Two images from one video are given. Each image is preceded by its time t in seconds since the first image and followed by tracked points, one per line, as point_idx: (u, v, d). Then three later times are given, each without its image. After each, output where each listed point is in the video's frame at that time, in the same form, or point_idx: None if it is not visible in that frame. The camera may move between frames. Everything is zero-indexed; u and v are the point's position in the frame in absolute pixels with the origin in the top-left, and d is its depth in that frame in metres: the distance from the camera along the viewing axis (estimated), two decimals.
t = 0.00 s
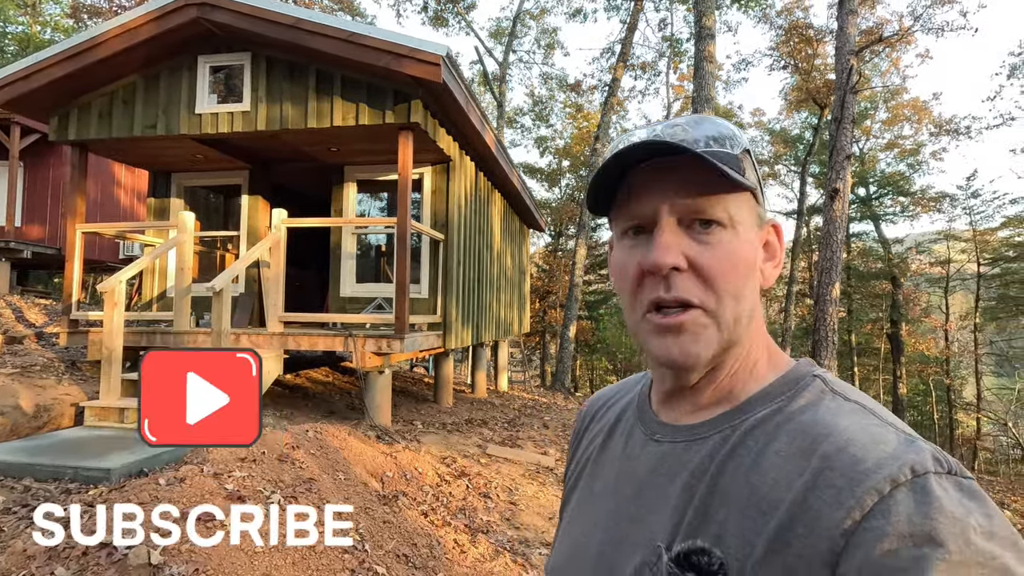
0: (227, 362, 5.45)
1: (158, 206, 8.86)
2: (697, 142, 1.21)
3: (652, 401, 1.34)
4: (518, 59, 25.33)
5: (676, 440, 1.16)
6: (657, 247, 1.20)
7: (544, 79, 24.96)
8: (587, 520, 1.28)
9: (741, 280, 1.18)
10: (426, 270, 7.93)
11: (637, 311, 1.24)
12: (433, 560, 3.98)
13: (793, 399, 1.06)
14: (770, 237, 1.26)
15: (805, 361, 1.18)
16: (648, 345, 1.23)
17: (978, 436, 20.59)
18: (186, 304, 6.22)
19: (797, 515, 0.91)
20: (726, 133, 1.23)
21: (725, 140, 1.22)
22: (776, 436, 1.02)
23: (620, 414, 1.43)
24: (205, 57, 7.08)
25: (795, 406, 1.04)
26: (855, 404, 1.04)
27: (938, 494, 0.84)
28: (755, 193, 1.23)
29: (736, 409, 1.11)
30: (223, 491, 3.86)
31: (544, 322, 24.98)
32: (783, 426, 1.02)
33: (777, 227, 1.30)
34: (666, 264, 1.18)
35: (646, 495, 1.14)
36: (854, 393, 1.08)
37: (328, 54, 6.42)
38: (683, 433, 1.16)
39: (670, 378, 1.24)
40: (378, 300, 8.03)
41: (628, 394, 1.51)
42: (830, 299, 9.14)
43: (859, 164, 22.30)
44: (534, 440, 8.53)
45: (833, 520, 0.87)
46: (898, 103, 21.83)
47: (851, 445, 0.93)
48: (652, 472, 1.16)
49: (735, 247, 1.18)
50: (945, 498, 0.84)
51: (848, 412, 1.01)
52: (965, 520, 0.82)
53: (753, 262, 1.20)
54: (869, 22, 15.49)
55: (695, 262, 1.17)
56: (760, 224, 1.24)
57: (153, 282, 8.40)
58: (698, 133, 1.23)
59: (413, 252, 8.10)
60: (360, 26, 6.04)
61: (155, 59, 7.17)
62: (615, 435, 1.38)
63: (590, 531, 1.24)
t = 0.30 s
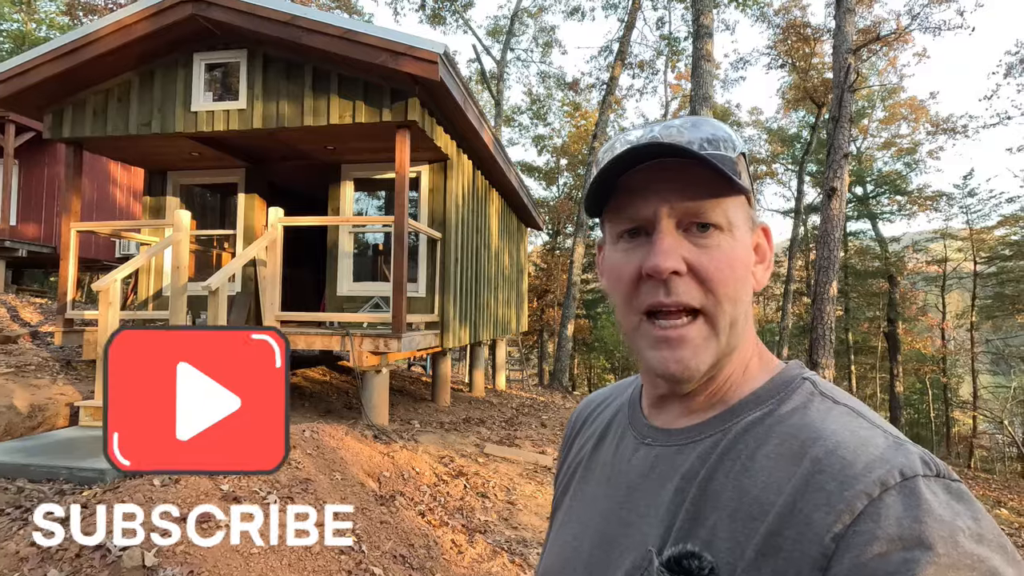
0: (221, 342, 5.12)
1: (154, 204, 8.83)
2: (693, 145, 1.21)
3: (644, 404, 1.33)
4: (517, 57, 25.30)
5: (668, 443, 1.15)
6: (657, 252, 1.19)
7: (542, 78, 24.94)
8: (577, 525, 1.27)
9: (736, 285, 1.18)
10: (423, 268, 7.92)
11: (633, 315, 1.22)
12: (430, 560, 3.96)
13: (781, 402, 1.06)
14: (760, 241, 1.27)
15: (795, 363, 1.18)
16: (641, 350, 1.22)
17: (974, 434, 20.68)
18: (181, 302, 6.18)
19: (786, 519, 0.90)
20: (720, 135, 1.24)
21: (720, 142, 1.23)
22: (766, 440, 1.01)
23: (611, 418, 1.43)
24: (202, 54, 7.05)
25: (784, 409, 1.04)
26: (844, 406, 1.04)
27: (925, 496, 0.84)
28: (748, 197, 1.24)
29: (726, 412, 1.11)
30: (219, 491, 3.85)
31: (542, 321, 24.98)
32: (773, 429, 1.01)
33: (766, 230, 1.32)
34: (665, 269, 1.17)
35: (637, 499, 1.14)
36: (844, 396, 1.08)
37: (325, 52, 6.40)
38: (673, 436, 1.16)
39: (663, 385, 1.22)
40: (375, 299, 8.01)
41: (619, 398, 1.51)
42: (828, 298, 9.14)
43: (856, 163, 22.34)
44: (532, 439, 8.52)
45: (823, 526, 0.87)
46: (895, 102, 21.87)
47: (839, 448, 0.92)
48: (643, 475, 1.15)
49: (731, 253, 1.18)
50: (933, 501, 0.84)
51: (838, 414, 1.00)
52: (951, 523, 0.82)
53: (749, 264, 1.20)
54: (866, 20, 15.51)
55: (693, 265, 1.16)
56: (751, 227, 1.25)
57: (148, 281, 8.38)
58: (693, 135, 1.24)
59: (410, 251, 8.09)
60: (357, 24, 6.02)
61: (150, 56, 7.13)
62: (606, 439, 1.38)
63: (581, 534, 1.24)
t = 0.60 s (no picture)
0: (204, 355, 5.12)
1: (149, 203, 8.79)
2: (686, 147, 1.21)
3: (637, 410, 1.32)
4: (514, 55, 25.25)
5: (662, 449, 1.14)
6: (650, 253, 1.18)
7: (539, 76, 24.90)
8: (571, 531, 1.26)
9: (729, 287, 1.17)
10: (420, 267, 7.90)
11: (625, 316, 1.21)
12: (427, 561, 3.96)
13: (776, 407, 1.05)
14: (754, 244, 1.26)
15: (790, 368, 1.17)
16: (634, 353, 1.20)
17: (970, 432, 20.76)
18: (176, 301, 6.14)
19: (780, 526, 0.90)
20: (714, 139, 1.23)
21: (713, 145, 1.22)
22: (760, 446, 1.00)
23: (606, 423, 1.42)
24: (197, 52, 7.01)
25: (778, 414, 1.03)
26: (838, 411, 1.03)
27: (921, 502, 0.83)
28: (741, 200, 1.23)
29: (720, 417, 1.10)
30: (214, 492, 3.84)
31: (540, 319, 25.04)
32: (767, 435, 1.01)
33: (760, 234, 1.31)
34: (658, 270, 1.16)
35: (631, 505, 1.13)
36: (838, 401, 1.07)
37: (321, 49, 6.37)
38: (668, 442, 1.15)
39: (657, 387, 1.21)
40: (372, 298, 7.99)
41: (613, 404, 1.50)
42: (825, 296, 9.14)
43: (853, 161, 22.38)
44: (530, 438, 8.52)
45: (817, 533, 0.86)
46: (892, 100, 21.91)
47: (834, 454, 0.92)
48: (638, 481, 1.14)
49: (724, 255, 1.17)
50: (928, 506, 0.83)
51: (831, 419, 1.00)
52: (946, 529, 0.82)
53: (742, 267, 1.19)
54: (864, 19, 15.50)
55: (686, 266, 1.15)
56: (745, 230, 1.24)
57: (144, 280, 8.34)
58: (688, 138, 1.23)
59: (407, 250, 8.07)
60: (354, 22, 5.99)
61: (145, 54, 7.09)
62: (601, 444, 1.37)
63: (576, 541, 1.23)
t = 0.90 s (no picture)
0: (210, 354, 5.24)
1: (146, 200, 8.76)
2: (681, 143, 1.21)
3: (633, 410, 1.32)
4: (512, 53, 25.19)
5: (658, 450, 1.14)
6: (644, 250, 1.18)
7: (537, 73, 24.84)
8: (567, 534, 1.25)
9: (722, 285, 1.17)
10: (418, 265, 7.89)
11: (620, 314, 1.20)
12: (425, 559, 3.96)
13: (771, 406, 1.05)
14: (749, 244, 1.26)
15: (785, 367, 1.17)
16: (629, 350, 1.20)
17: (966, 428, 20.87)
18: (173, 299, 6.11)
19: (776, 527, 0.90)
20: (709, 136, 1.23)
21: (709, 143, 1.21)
22: (755, 446, 1.00)
23: (601, 424, 1.42)
24: (193, 48, 6.97)
25: (773, 414, 1.03)
26: (834, 411, 1.03)
27: (916, 501, 0.84)
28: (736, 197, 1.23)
29: (716, 417, 1.10)
30: (211, 492, 3.83)
31: (538, 317, 25.08)
32: (763, 434, 1.01)
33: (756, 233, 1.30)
34: (652, 267, 1.15)
35: (627, 507, 1.13)
36: (833, 400, 1.07)
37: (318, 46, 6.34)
38: (664, 442, 1.15)
39: (651, 386, 1.21)
40: (369, 296, 7.97)
41: (608, 404, 1.50)
42: (823, 294, 9.15)
43: (851, 159, 22.41)
44: (528, 435, 8.52)
45: (814, 533, 0.86)
46: (889, 98, 21.95)
47: (829, 454, 0.92)
48: (633, 482, 1.14)
49: (718, 253, 1.17)
50: (924, 505, 0.83)
51: (826, 419, 1.00)
52: (942, 527, 0.82)
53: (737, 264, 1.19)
54: (862, 17, 15.49)
55: (680, 263, 1.15)
56: (738, 229, 1.24)
57: (140, 278, 8.32)
58: (684, 136, 1.21)
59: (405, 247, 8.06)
60: (351, 18, 5.96)
61: (141, 50, 7.06)
62: (597, 445, 1.37)
63: (572, 543, 1.22)
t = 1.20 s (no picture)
0: (227, 361, 5.56)
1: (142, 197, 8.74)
2: (677, 141, 1.20)
3: (629, 408, 1.32)
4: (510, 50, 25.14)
5: (654, 447, 1.14)
6: (641, 248, 1.18)
7: (535, 70, 24.78)
8: (563, 533, 1.26)
9: (718, 283, 1.16)
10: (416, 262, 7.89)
11: (616, 313, 1.20)
12: (423, 556, 3.96)
13: (768, 403, 1.05)
14: (745, 242, 1.26)
15: (780, 364, 1.17)
16: (625, 349, 1.20)
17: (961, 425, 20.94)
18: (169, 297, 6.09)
19: (772, 524, 0.90)
20: (705, 132, 1.23)
21: (703, 140, 1.21)
22: (751, 443, 1.00)
23: (597, 422, 1.42)
24: (189, 44, 6.94)
25: (768, 412, 1.03)
26: (829, 407, 1.03)
27: (912, 498, 0.84)
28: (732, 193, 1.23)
29: (712, 414, 1.10)
30: (208, 489, 3.83)
31: (535, 314, 25.08)
32: (759, 431, 1.01)
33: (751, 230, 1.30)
34: (648, 265, 1.15)
35: (623, 504, 1.13)
36: (828, 397, 1.07)
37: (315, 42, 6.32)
38: (660, 440, 1.15)
39: (648, 384, 1.21)
40: (368, 293, 7.96)
41: (604, 403, 1.50)
42: (820, 291, 9.16)
43: (848, 156, 22.41)
44: (526, 433, 8.53)
45: (809, 530, 0.86)
46: (886, 96, 21.98)
47: (825, 451, 0.92)
48: (629, 480, 1.14)
49: (714, 250, 1.17)
50: (918, 501, 0.84)
51: (821, 416, 1.00)
52: (938, 523, 0.82)
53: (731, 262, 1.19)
54: (860, 13, 15.45)
55: (675, 261, 1.15)
56: (735, 227, 1.24)
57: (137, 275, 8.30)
58: (679, 133, 1.21)
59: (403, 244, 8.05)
60: (348, 14, 5.94)
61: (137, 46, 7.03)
62: (593, 443, 1.37)
63: (567, 543, 1.22)
